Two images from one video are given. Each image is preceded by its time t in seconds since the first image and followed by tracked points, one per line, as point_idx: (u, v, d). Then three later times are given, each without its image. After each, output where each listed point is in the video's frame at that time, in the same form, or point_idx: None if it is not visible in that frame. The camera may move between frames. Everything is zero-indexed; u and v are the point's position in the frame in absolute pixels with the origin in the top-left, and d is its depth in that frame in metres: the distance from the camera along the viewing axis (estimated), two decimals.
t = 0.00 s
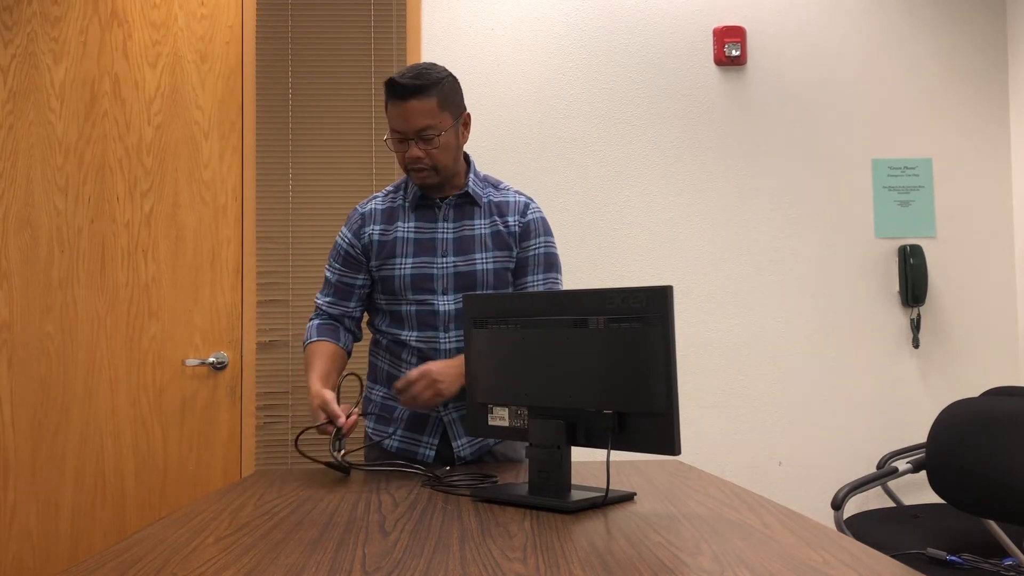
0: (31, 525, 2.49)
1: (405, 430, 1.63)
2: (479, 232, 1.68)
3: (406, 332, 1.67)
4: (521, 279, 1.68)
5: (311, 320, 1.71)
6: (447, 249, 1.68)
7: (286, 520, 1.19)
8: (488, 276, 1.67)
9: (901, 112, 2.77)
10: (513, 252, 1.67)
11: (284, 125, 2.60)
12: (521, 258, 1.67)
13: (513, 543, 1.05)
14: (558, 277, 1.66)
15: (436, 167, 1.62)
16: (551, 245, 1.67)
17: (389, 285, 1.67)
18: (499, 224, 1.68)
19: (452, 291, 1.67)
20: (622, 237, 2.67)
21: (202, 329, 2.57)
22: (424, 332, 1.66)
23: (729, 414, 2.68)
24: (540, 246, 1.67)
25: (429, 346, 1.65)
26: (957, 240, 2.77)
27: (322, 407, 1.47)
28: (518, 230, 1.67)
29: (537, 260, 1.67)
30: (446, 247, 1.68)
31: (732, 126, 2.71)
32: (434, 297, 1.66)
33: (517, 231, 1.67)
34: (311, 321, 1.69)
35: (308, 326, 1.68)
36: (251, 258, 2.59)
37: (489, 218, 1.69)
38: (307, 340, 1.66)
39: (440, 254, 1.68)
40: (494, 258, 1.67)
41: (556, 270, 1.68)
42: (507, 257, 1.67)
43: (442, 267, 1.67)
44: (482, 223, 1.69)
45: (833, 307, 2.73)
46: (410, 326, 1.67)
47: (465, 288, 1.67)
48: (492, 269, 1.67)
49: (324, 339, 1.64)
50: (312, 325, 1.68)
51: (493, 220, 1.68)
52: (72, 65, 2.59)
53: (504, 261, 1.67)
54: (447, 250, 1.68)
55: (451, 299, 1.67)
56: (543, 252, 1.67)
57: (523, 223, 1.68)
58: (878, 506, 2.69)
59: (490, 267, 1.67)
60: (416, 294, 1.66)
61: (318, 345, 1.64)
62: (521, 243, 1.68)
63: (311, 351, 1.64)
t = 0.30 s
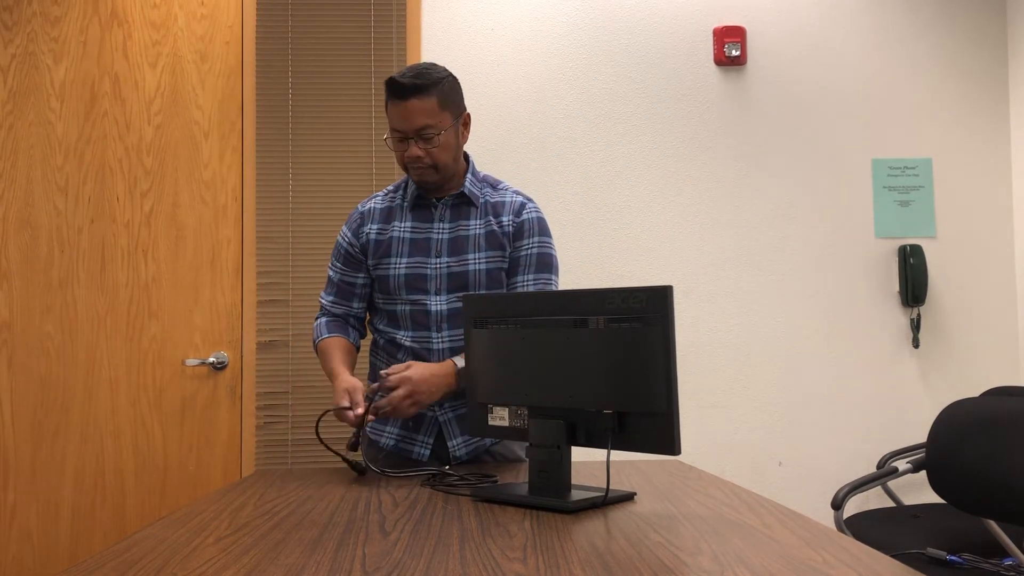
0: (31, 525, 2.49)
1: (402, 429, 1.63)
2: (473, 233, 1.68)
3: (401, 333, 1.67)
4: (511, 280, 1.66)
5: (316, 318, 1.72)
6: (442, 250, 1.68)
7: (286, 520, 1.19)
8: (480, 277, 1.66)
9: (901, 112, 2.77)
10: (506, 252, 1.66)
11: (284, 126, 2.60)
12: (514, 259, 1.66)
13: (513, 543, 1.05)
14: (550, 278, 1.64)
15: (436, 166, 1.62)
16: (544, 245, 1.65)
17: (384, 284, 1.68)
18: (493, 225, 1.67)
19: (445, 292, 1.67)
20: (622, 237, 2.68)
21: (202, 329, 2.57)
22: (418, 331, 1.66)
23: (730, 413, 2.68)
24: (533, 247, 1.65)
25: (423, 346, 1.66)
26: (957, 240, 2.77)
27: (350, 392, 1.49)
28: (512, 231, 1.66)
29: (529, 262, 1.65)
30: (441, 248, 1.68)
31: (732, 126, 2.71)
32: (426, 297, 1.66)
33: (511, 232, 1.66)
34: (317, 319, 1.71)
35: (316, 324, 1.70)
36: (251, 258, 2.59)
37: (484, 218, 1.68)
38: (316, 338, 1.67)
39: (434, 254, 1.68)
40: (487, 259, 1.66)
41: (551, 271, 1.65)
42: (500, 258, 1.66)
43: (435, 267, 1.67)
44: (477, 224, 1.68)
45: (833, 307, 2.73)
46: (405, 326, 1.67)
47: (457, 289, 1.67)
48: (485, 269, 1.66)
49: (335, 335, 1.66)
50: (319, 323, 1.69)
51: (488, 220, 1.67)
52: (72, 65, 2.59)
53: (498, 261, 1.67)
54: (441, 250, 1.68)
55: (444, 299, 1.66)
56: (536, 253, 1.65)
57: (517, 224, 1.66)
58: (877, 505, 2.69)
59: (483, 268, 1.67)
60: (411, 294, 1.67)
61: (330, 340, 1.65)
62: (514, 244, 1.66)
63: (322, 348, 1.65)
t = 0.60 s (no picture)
0: (31, 525, 2.49)
1: (400, 429, 1.63)
2: (471, 233, 1.68)
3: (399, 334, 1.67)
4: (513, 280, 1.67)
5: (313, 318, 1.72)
6: (439, 249, 1.68)
7: (287, 520, 1.19)
8: (478, 277, 1.66)
9: (901, 112, 2.77)
10: (505, 253, 1.66)
11: (284, 126, 2.60)
12: (513, 260, 1.66)
13: (513, 542, 1.05)
14: (551, 279, 1.64)
15: (436, 163, 1.62)
16: (544, 246, 1.66)
17: (381, 283, 1.68)
18: (492, 225, 1.67)
19: (442, 291, 1.67)
20: (621, 237, 2.68)
21: (202, 329, 2.57)
22: (415, 332, 1.66)
23: (729, 413, 2.69)
24: (533, 247, 1.65)
25: (420, 346, 1.65)
26: (957, 240, 2.77)
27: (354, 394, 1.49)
28: (511, 231, 1.66)
29: (529, 263, 1.65)
30: (438, 247, 1.68)
31: (732, 126, 2.71)
32: (423, 297, 1.66)
33: (510, 232, 1.66)
34: (315, 319, 1.71)
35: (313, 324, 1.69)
36: (251, 258, 2.59)
37: (482, 218, 1.68)
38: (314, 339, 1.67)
39: (431, 254, 1.68)
40: (485, 260, 1.66)
41: (550, 271, 1.65)
42: (498, 258, 1.66)
43: (432, 266, 1.67)
44: (474, 224, 1.68)
45: (833, 307, 2.73)
46: (401, 326, 1.67)
47: (454, 289, 1.67)
48: (482, 269, 1.66)
49: (334, 337, 1.66)
50: (315, 322, 1.69)
51: (486, 221, 1.68)
52: (72, 65, 2.59)
53: (496, 262, 1.67)
54: (438, 250, 1.68)
55: (440, 299, 1.66)
56: (536, 254, 1.65)
57: (516, 224, 1.67)
58: (877, 505, 2.69)
59: (481, 268, 1.67)
60: (407, 293, 1.67)
61: (329, 342, 1.65)
62: (513, 244, 1.66)
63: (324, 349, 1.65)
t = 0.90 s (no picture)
0: (31, 525, 2.49)
1: (399, 432, 1.63)
2: (470, 232, 1.69)
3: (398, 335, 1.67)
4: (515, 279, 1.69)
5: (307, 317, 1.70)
6: (437, 248, 1.69)
7: (287, 520, 1.19)
8: (478, 275, 1.67)
9: (901, 113, 2.77)
10: (505, 251, 1.67)
11: (284, 126, 2.60)
12: (514, 259, 1.68)
13: (513, 543, 1.05)
14: (555, 278, 1.66)
15: (438, 137, 1.67)
16: (545, 245, 1.67)
17: (378, 284, 1.68)
18: (491, 224, 1.68)
19: (441, 290, 1.67)
20: (621, 237, 2.68)
21: (202, 329, 2.57)
22: (414, 334, 1.65)
23: (729, 413, 2.69)
24: (534, 246, 1.66)
25: (419, 348, 1.65)
26: (957, 240, 2.77)
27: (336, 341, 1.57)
28: (511, 230, 1.68)
29: (533, 263, 1.67)
30: (436, 246, 1.69)
31: (732, 127, 2.71)
32: (422, 297, 1.66)
33: (509, 231, 1.67)
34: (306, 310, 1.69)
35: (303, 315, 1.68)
36: (251, 258, 2.59)
37: (481, 217, 1.69)
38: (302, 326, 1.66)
39: (429, 253, 1.68)
40: (485, 258, 1.67)
41: (549, 270, 1.67)
42: (498, 257, 1.67)
43: (431, 266, 1.68)
44: (473, 223, 1.69)
45: (833, 307, 2.73)
46: (400, 328, 1.67)
47: (454, 290, 1.67)
48: (482, 268, 1.67)
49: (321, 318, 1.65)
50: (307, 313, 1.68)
51: (485, 220, 1.69)
52: (72, 64, 2.59)
53: (495, 261, 1.67)
54: (436, 248, 1.69)
55: (439, 298, 1.67)
56: (536, 253, 1.66)
57: (515, 223, 1.68)
58: (877, 505, 2.69)
59: (480, 266, 1.67)
60: (405, 294, 1.66)
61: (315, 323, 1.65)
62: (512, 243, 1.68)
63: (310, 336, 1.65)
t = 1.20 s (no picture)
0: (31, 524, 2.49)
1: (400, 433, 1.62)
2: (472, 230, 1.71)
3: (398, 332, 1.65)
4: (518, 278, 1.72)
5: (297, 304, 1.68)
6: (440, 246, 1.71)
7: (287, 520, 1.19)
8: (481, 272, 1.69)
9: (901, 113, 2.77)
10: (507, 249, 1.70)
11: (284, 126, 2.60)
12: (518, 257, 1.71)
13: (513, 543, 1.05)
14: (557, 276, 1.71)
15: (439, 130, 1.68)
16: (546, 244, 1.71)
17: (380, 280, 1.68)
18: (493, 223, 1.71)
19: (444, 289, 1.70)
20: (622, 237, 2.67)
21: (202, 329, 2.57)
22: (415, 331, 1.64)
23: (729, 413, 2.69)
24: (536, 245, 1.71)
25: (420, 345, 1.62)
26: (957, 240, 2.77)
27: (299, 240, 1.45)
28: (514, 228, 1.71)
29: (536, 261, 1.71)
30: (439, 244, 1.71)
31: (731, 127, 2.71)
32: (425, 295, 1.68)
33: (512, 230, 1.71)
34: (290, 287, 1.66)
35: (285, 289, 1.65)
36: (251, 258, 2.59)
37: (483, 216, 1.72)
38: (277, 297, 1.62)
39: (432, 251, 1.71)
40: (488, 256, 1.69)
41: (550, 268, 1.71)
42: (501, 254, 1.70)
43: (435, 264, 1.70)
44: (475, 221, 1.71)
45: (833, 306, 2.73)
46: (401, 325, 1.66)
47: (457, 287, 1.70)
48: (485, 265, 1.68)
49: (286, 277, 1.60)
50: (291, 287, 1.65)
51: (487, 218, 1.71)
52: (72, 64, 2.59)
53: (498, 258, 1.69)
54: (439, 246, 1.71)
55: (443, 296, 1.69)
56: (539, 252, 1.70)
57: (517, 222, 1.72)
58: (877, 505, 2.69)
59: (483, 263, 1.69)
60: (408, 291, 1.67)
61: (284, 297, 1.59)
62: (515, 242, 1.71)
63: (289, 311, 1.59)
